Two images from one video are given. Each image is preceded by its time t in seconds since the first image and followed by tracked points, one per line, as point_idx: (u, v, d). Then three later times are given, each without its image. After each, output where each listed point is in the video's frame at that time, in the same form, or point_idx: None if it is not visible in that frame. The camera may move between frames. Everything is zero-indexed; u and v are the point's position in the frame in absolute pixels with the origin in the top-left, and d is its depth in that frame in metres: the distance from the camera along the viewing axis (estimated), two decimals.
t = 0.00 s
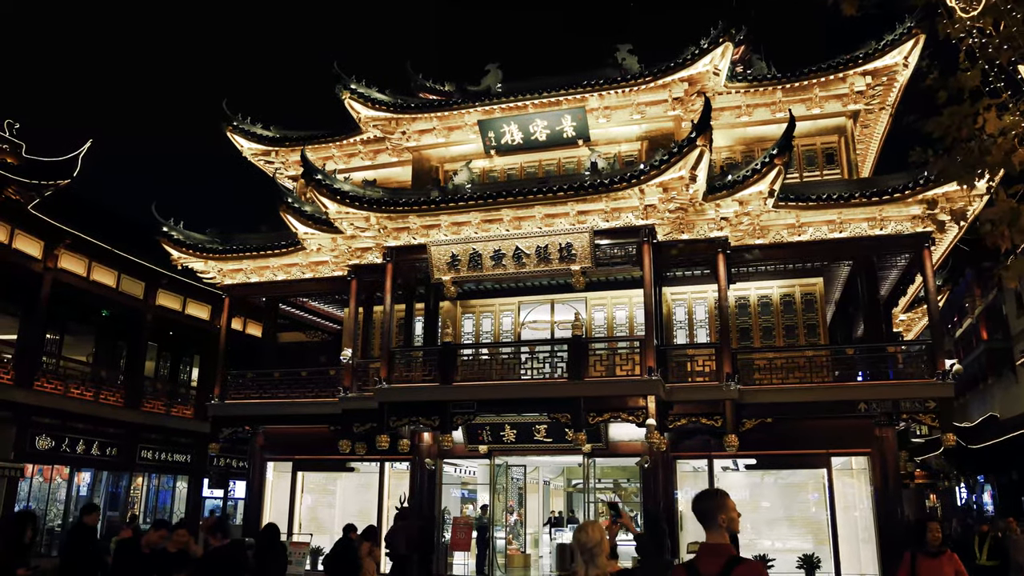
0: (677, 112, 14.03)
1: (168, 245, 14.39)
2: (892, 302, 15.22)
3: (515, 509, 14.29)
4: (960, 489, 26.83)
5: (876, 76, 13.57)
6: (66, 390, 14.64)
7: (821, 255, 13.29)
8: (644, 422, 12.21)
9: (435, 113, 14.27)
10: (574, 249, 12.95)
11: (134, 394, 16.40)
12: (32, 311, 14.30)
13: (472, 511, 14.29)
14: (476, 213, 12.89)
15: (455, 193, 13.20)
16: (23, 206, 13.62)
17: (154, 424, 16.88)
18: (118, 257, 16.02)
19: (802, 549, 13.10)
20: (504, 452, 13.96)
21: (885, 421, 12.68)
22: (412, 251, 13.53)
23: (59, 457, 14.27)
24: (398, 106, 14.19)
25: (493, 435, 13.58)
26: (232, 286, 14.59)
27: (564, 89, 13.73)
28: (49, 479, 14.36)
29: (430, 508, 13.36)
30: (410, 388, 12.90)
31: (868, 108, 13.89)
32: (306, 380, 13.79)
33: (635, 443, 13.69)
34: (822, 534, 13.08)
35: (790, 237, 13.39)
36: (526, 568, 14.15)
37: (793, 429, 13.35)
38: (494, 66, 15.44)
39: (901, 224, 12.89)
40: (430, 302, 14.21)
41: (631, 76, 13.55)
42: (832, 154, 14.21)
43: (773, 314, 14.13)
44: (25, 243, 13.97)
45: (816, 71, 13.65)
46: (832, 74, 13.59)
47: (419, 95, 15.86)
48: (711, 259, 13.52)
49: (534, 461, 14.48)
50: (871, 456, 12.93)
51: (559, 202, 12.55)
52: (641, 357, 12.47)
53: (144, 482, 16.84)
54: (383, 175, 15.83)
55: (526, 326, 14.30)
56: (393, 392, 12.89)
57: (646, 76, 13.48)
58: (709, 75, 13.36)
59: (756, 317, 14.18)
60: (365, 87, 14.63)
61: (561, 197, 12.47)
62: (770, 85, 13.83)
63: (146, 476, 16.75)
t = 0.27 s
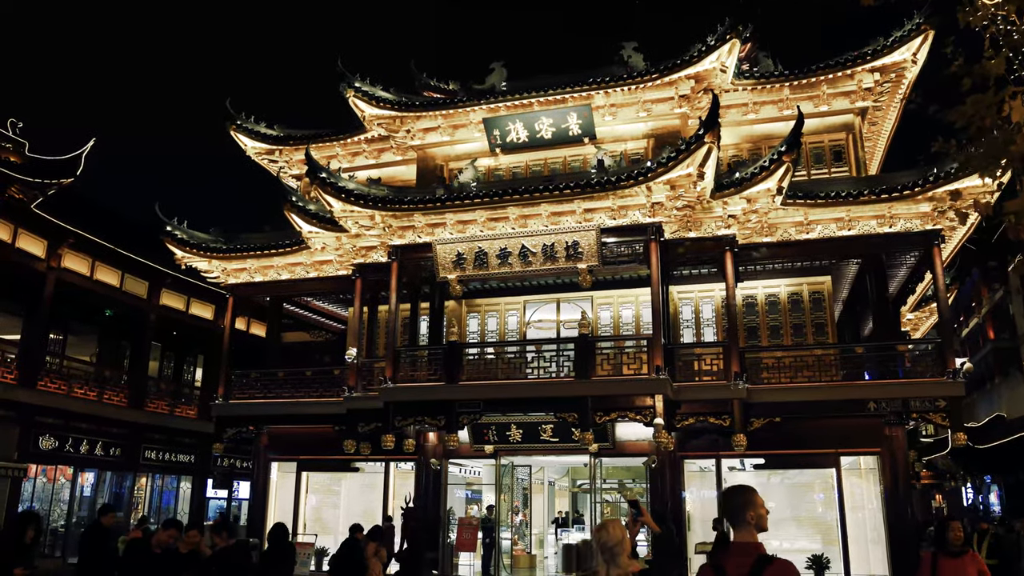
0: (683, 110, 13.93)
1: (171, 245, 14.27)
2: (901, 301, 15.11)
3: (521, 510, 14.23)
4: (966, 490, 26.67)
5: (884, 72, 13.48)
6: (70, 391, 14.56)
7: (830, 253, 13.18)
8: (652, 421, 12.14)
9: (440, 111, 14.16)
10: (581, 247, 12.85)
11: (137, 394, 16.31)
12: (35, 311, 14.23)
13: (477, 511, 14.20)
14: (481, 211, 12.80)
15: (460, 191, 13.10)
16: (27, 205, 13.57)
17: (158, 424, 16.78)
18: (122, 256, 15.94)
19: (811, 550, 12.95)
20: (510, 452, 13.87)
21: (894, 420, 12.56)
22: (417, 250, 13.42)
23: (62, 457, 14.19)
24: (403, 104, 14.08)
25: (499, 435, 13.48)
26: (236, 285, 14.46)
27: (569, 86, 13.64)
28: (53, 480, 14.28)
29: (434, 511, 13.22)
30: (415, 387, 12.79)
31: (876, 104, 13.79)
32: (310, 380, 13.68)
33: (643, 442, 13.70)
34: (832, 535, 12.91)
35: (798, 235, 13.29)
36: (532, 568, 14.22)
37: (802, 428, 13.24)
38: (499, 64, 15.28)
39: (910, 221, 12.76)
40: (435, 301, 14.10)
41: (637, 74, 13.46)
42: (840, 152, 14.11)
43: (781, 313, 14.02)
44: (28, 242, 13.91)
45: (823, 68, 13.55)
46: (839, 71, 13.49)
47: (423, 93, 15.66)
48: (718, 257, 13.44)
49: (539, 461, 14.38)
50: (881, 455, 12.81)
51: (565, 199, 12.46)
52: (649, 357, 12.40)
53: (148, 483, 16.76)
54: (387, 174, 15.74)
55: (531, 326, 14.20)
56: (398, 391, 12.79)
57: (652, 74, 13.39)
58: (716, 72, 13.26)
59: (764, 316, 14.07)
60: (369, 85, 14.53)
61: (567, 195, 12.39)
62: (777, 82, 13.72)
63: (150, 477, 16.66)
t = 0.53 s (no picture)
0: (697, 104, 13.77)
1: (182, 243, 14.19)
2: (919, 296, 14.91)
3: (535, 509, 14.11)
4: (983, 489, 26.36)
5: (900, 65, 13.29)
6: (83, 390, 14.52)
7: (847, 248, 13.00)
8: (668, 419, 12.01)
9: (451, 107, 14.02)
10: (595, 243, 12.72)
11: (150, 393, 16.27)
12: (48, 310, 14.19)
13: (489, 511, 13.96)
14: (494, 207, 12.68)
15: (472, 187, 13.00)
16: (38, 204, 13.55)
17: (171, 423, 16.74)
18: (133, 255, 15.89)
19: (830, 549, 12.85)
20: (524, 450, 13.76)
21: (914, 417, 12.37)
22: (429, 246, 13.30)
23: (75, 456, 14.14)
24: (414, 100, 13.94)
25: (513, 432, 13.51)
26: (248, 283, 14.37)
27: (582, 81, 13.51)
28: (66, 479, 14.24)
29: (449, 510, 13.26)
30: (428, 385, 12.69)
31: (893, 98, 13.60)
32: (323, 378, 13.58)
33: (657, 440, 13.55)
34: (851, 535, 12.76)
35: (815, 230, 13.11)
36: (547, 567, 14.08)
37: (819, 425, 13.07)
38: (509, 60, 15.11)
39: (929, 215, 12.56)
40: (447, 299, 14.03)
41: (650, 68, 13.31)
42: (857, 145, 13.92)
43: (797, 309, 13.85)
44: (39, 240, 13.87)
45: (839, 61, 13.36)
46: (855, 64, 13.30)
47: (433, 89, 15.48)
48: (733, 253, 13.28)
49: (552, 460, 14.24)
50: (901, 453, 12.64)
51: (578, 195, 12.34)
52: (664, 353, 12.27)
53: (161, 482, 16.72)
54: (398, 171, 15.63)
55: (544, 323, 14.08)
56: (411, 389, 12.69)
57: (665, 68, 13.23)
58: (729, 65, 13.09)
59: (780, 312, 13.90)
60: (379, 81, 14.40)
61: (580, 190, 12.27)
62: (792, 75, 13.54)
63: (162, 476, 16.62)
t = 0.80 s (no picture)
0: (719, 100, 13.62)
1: (204, 245, 14.20)
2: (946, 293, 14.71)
3: (558, 509, 14.14)
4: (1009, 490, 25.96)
5: (926, 58, 13.09)
6: (106, 392, 14.57)
7: (874, 245, 12.82)
8: (694, 419, 11.88)
9: (471, 106, 13.94)
10: (617, 241, 12.61)
11: (173, 395, 16.30)
12: (71, 312, 14.25)
13: (511, 512, 13.95)
14: (516, 206, 12.59)
15: (493, 186, 12.93)
16: (61, 206, 13.65)
17: (193, 425, 16.78)
18: (154, 256, 15.93)
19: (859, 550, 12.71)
20: (547, 451, 13.67)
21: (944, 416, 12.15)
22: (450, 246, 13.23)
23: (99, 458, 14.19)
24: (433, 99, 13.86)
25: (536, 433, 13.26)
26: (269, 284, 14.36)
27: (603, 78, 13.40)
28: (90, 480, 14.30)
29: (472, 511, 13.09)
30: (451, 386, 12.61)
31: (919, 92, 13.40)
32: (344, 379, 13.55)
33: (682, 440, 13.51)
34: (881, 535, 12.66)
35: (841, 227, 12.94)
36: (570, 568, 14.10)
37: (847, 424, 12.89)
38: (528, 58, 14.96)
39: (957, 211, 12.35)
40: (468, 298, 13.78)
41: (671, 64, 13.18)
42: (882, 141, 13.74)
43: (823, 307, 13.69)
44: (63, 242, 13.95)
45: (864, 55, 13.18)
46: (880, 58, 13.12)
47: (452, 89, 15.43)
48: (758, 250, 13.14)
49: (575, 461, 14.38)
50: (931, 452, 12.43)
51: (601, 193, 12.24)
52: (689, 353, 12.16)
53: (184, 483, 16.77)
54: (418, 170, 15.59)
55: (566, 323, 13.98)
56: (433, 389, 12.63)
57: (687, 64, 13.10)
58: (752, 61, 12.92)
59: (805, 310, 13.75)
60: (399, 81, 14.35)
61: (603, 188, 12.16)
62: (816, 70, 13.38)
63: (184, 477, 16.66)
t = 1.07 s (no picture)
0: (750, 96, 13.45)
1: (234, 247, 14.24)
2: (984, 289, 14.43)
3: (589, 510, 14.09)
4: None
5: (962, 50, 12.84)
6: (139, 394, 14.67)
7: (911, 241, 12.60)
8: (729, 418, 11.73)
9: (499, 105, 13.91)
10: (649, 239, 12.52)
11: (205, 397, 16.37)
12: (104, 314, 14.37)
13: (542, 512, 13.98)
14: (546, 204, 12.52)
15: (523, 185, 12.88)
16: (94, 210, 13.78)
17: (225, 426, 16.85)
18: (185, 259, 16.03)
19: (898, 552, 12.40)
20: (579, 451, 13.59)
21: (985, 415, 11.89)
22: (480, 246, 13.17)
23: (133, 459, 14.29)
24: (461, 99, 13.82)
25: (568, 433, 13.17)
26: (299, 286, 14.38)
27: (632, 75, 13.29)
28: (124, 482, 14.40)
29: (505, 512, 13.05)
30: (482, 386, 12.56)
31: (955, 84, 13.15)
32: (375, 380, 13.53)
33: (715, 439, 13.43)
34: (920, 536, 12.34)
35: (876, 222, 12.75)
36: (602, 570, 14.05)
37: (885, 423, 12.66)
38: (556, 56, 14.92)
39: (997, 204, 12.09)
40: (498, 300, 13.99)
41: (701, 60, 13.04)
42: (917, 134, 13.52)
43: (858, 304, 13.47)
44: (96, 245, 14.08)
45: (898, 48, 12.96)
46: (914, 50, 12.90)
47: (479, 88, 15.38)
48: (792, 247, 12.96)
49: (606, 461, 14.53)
50: (973, 451, 12.19)
51: (632, 190, 12.13)
52: (724, 351, 12.01)
53: (216, 485, 16.85)
54: (446, 170, 15.55)
55: (597, 322, 13.88)
56: (464, 390, 12.58)
57: (717, 60, 12.94)
58: (784, 55, 12.74)
59: (840, 307, 13.55)
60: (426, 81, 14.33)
61: (634, 185, 12.05)
62: (849, 64, 13.18)
63: (217, 478, 16.74)
